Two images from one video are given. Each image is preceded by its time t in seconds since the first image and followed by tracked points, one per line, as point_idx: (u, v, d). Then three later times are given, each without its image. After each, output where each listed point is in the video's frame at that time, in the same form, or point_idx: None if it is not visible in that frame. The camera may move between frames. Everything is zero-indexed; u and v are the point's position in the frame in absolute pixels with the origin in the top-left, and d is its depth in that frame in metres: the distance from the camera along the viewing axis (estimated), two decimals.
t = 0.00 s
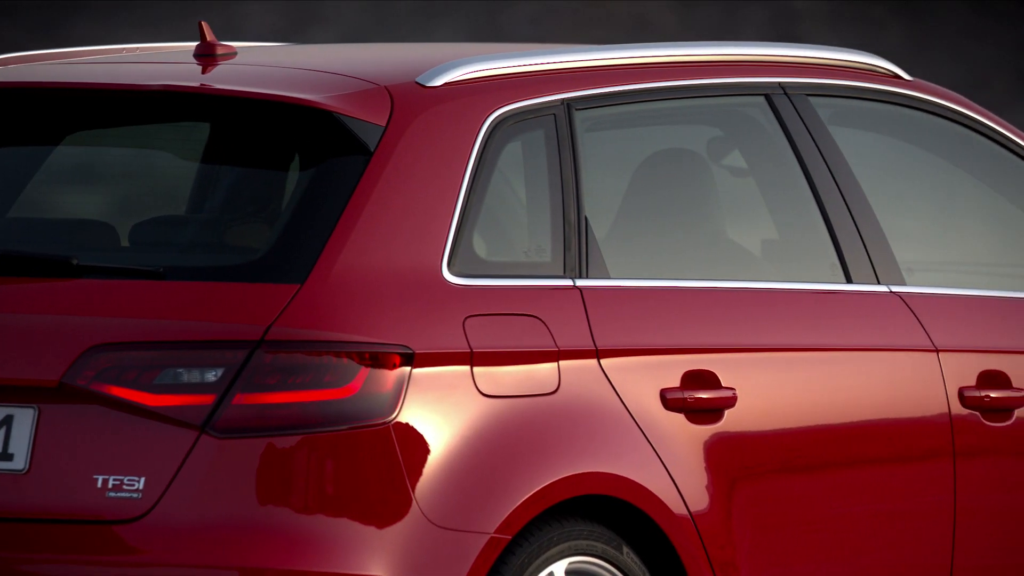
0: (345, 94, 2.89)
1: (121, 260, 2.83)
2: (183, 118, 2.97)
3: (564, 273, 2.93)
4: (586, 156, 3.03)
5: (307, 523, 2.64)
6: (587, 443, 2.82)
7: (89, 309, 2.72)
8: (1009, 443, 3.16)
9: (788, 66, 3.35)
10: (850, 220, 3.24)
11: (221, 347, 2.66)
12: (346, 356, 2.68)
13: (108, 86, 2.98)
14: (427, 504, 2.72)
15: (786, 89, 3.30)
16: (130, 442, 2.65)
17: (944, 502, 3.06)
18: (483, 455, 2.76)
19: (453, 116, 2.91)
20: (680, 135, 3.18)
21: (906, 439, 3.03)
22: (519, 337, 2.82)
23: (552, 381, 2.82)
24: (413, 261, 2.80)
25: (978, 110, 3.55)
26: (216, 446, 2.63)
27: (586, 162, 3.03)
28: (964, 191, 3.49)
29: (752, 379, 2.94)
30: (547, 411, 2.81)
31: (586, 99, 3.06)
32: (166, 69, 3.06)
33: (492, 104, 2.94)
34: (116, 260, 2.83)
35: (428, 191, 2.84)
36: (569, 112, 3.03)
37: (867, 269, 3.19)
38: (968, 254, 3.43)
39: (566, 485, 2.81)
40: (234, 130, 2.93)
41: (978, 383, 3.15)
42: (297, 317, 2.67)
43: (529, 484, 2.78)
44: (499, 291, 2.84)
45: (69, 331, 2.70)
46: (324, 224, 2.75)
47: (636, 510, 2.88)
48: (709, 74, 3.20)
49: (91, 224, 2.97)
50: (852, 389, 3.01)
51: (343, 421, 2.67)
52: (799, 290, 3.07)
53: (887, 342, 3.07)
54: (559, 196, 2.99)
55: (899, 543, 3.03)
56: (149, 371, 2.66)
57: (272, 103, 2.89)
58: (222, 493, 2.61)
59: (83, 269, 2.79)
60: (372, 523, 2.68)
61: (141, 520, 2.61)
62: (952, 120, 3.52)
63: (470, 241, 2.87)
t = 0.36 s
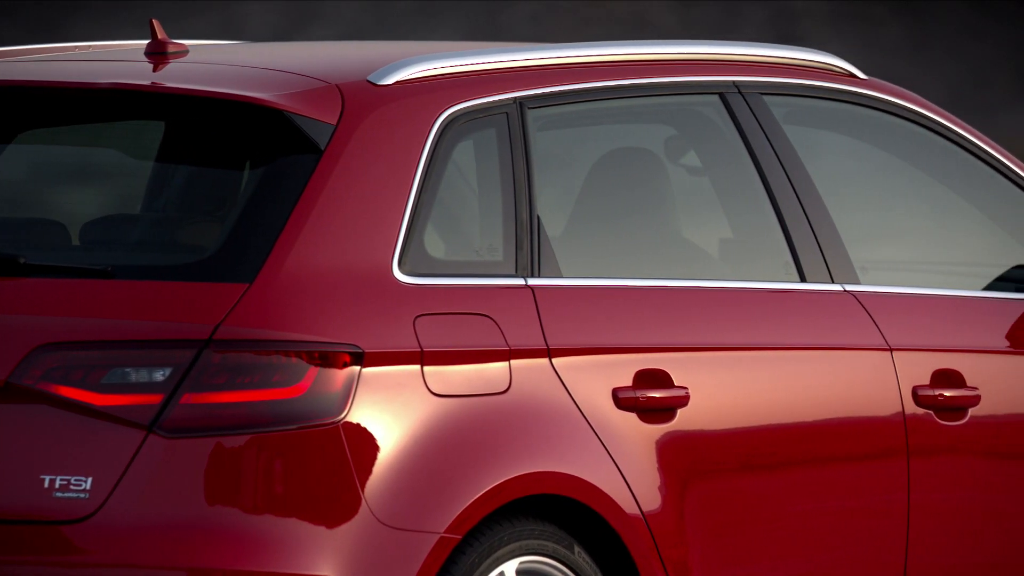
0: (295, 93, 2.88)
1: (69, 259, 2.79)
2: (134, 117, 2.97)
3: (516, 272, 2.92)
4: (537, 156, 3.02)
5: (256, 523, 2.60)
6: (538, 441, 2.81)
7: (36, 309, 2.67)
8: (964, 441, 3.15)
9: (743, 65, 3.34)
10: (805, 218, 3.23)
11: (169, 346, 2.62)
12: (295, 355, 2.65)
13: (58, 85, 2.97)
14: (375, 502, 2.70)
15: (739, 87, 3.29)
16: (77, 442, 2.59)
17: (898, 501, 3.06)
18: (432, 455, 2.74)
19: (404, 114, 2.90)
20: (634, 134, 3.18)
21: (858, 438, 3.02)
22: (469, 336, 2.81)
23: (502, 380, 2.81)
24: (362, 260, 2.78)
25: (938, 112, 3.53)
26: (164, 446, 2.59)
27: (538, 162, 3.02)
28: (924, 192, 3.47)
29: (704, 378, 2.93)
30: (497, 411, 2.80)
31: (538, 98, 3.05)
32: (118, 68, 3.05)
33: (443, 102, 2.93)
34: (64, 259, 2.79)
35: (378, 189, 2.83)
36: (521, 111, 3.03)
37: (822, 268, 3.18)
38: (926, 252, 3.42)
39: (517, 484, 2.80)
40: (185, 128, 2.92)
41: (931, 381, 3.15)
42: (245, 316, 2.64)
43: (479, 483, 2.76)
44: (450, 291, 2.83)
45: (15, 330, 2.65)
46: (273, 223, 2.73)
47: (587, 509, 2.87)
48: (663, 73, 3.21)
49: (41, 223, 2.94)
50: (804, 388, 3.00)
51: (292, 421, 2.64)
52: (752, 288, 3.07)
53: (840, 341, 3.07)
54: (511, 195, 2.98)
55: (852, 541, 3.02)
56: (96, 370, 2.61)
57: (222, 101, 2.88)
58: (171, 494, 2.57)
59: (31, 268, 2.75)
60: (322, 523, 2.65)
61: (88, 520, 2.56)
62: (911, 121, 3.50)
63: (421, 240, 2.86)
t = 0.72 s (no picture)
0: (243, 90, 2.86)
1: (16, 257, 2.75)
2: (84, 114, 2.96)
3: (466, 270, 2.90)
4: (487, 154, 3.00)
5: (204, 523, 2.55)
6: (487, 439, 2.79)
7: None
8: (916, 439, 3.15)
9: (694, 62, 3.34)
10: (757, 217, 3.22)
11: (115, 344, 2.57)
12: (242, 353, 2.61)
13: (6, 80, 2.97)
14: (322, 500, 2.65)
15: (692, 85, 3.28)
16: (20, 441, 2.54)
17: (849, 499, 3.06)
18: (380, 454, 2.71)
19: (352, 111, 2.88)
20: (586, 132, 3.18)
21: (809, 436, 3.02)
22: (418, 334, 2.78)
23: (451, 379, 2.79)
24: (310, 258, 2.75)
25: (896, 112, 3.52)
26: (108, 445, 2.53)
27: (488, 160, 3.00)
28: (878, 191, 3.47)
29: (654, 376, 2.92)
30: (446, 409, 2.78)
31: (488, 95, 3.04)
32: (66, 65, 3.05)
33: (392, 100, 2.92)
34: (10, 257, 2.75)
35: (326, 187, 2.80)
36: (471, 108, 3.01)
37: (774, 265, 3.17)
38: (881, 249, 3.42)
39: (465, 484, 2.78)
40: (134, 126, 2.90)
41: (883, 379, 3.14)
42: (191, 314, 2.59)
43: (427, 483, 2.74)
44: (398, 288, 2.81)
45: None
46: (221, 220, 2.69)
47: (536, 507, 2.85)
48: (615, 69, 3.20)
49: None
50: (754, 386, 3.00)
51: (239, 420, 2.59)
52: (702, 286, 3.06)
53: (791, 339, 3.06)
54: (461, 193, 2.96)
55: (804, 539, 3.02)
56: (40, 369, 2.55)
57: (170, 99, 2.86)
58: (116, 493, 2.51)
59: None
60: (270, 523, 2.60)
61: (31, 520, 2.50)
62: (868, 120, 3.48)
63: (370, 238, 2.84)
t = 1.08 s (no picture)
0: (190, 85, 2.84)
1: None
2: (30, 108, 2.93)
3: (413, 265, 2.88)
4: (435, 149, 2.99)
5: (147, 521, 2.51)
6: (434, 436, 2.78)
7: None
8: (867, 435, 3.15)
9: (646, 57, 3.34)
10: (707, 213, 3.21)
11: (56, 340, 2.54)
12: (186, 349, 2.58)
13: None
14: (267, 499, 2.62)
15: (642, 80, 3.28)
16: None
17: (798, 494, 3.06)
18: (325, 451, 2.68)
19: (300, 106, 2.87)
20: (536, 128, 3.17)
21: (758, 432, 3.01)
22: (364, 330, 2.76)
23: (397, 374, 2.77)
24: (256, 254, 2.72)
25: (853, 110, 3.50)
26: (49, 442, 2.50)
27: (436, 155, 3.00)
28: (834, 186, 3.45)
29: (603, 372, 2.92)
30: (393, 406, 2.75)
31: (436, 90, 3.03)
32: (11, 60, 3.02)
33: (340, 95, 2.90)
34: None
35: (273, 181, 2.78)
36: (419, 103, 3.00)
37: (723, 261, 3.17)
38: (834, 245, 3.41)
39: (412, 480, 2.76)
40: (80, 121, 2.87)
41: (834, 374, 3.14)
42: (135, 308, 2.56)
43: (373, 479, 2.71)
44: (344, 284, 2.79)
45: None
46: (166, 214, 2.66)
47: (483, 503, 2.84)
48: (564, 65, 3.21)
49: None
50: (703, 382, 2.99)
51: (183, 416, 2.56)
52: (650, 282, 3.06)
53: (740, 334, 3.06)
54: (409, 188, 2.95)
55: (752, 534, 3.03)
56: None
57: (116, 93, 2.84)
58: (58, 491, 2.47)
59: None
60: (214, 519, 2.57)
61: None
62: (819, 116, 3.47)
63: (316, 233, 2.82)
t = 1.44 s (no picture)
0: (132, 82, 2.82)
1: None
2: None
3: (358, 264, 2.87)
4: (380, 147, 2.98)
5: (87, 521, 2.48)
6: (380, 436, 2.75)
7: None
8: (816, 434, 3.15)
9: (596, 55, 3.34)
10: (656, 212, 3.20)
11: None
12: (127, 348, 2.55)
13: None
14: (210, 497, 2.58)
15: (590, 78, 3.27)
16: None
17: (745, 492, 3.06)
18: (268, 450, 2.64)
19: (243, 103, 2.85)
20: (484, 126, 3.15)
21: (704, 430, 3.02)
22: (308, 329, 2.73)
23: (341, 374, 2.74)
24: (198, 252, 2.69)
25: (804, 109, 3.50)
26: None
27: (381, 153, 2.98)
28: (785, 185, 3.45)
29: (550, 371, 2.91)
30: (337, 405, 2.72)
31: (382, 88, 3.02)
32: None
33: (284, 93, 2.89)
34: None
35: (216, 179, 2.76)
36: (365, 101, 2.99)
37: (671, 259, 3.17)
38: (784, 241, 3.41)
39: (358, 479, 2.73)
40: (23, 118, 2.85)
41: (783, 373, 3.14)
42: (73, 308, 2.54)
43: (317, 479, 2.68)
44: (288, 283, 2.76)
45: None
46: (108, 213, 2.64)
47: (429, 503, 2.83)
48: (512, 63, 3.20)
49: None
50: (649, 381, 2.99)
51: (124, 416, 2.53)
52: (598, 280, 3.06)
53: (688, 332, 3.06)
54: (354, 186, 2.93)
55: (698, 532, 3.03)
56: None
57: (59, 91, 2.82)
58: None
59: None
60: (156, 519, 2.53)
61: None
62: (769, 114, 3.47)
63: (260, 231, 2.79)
